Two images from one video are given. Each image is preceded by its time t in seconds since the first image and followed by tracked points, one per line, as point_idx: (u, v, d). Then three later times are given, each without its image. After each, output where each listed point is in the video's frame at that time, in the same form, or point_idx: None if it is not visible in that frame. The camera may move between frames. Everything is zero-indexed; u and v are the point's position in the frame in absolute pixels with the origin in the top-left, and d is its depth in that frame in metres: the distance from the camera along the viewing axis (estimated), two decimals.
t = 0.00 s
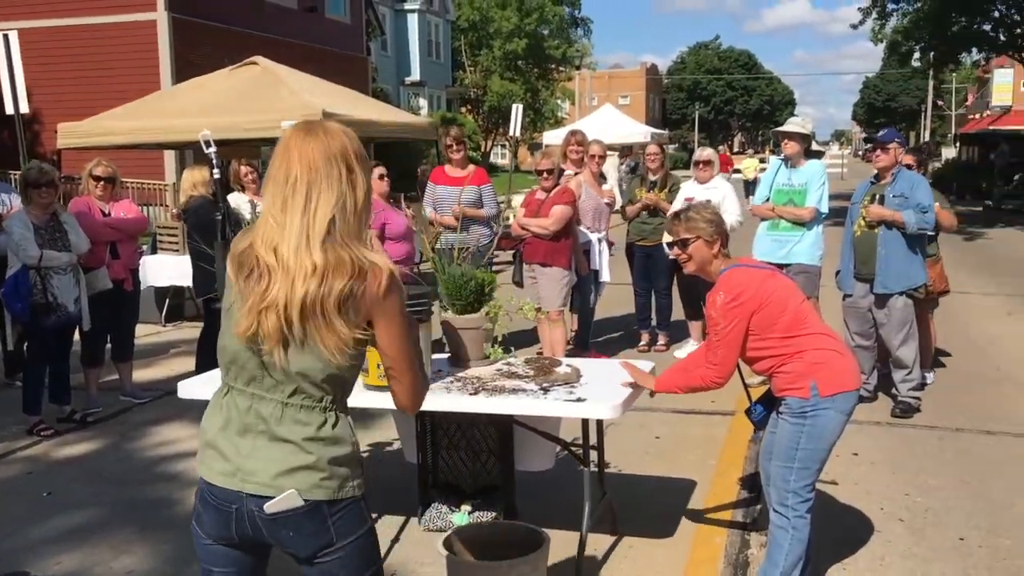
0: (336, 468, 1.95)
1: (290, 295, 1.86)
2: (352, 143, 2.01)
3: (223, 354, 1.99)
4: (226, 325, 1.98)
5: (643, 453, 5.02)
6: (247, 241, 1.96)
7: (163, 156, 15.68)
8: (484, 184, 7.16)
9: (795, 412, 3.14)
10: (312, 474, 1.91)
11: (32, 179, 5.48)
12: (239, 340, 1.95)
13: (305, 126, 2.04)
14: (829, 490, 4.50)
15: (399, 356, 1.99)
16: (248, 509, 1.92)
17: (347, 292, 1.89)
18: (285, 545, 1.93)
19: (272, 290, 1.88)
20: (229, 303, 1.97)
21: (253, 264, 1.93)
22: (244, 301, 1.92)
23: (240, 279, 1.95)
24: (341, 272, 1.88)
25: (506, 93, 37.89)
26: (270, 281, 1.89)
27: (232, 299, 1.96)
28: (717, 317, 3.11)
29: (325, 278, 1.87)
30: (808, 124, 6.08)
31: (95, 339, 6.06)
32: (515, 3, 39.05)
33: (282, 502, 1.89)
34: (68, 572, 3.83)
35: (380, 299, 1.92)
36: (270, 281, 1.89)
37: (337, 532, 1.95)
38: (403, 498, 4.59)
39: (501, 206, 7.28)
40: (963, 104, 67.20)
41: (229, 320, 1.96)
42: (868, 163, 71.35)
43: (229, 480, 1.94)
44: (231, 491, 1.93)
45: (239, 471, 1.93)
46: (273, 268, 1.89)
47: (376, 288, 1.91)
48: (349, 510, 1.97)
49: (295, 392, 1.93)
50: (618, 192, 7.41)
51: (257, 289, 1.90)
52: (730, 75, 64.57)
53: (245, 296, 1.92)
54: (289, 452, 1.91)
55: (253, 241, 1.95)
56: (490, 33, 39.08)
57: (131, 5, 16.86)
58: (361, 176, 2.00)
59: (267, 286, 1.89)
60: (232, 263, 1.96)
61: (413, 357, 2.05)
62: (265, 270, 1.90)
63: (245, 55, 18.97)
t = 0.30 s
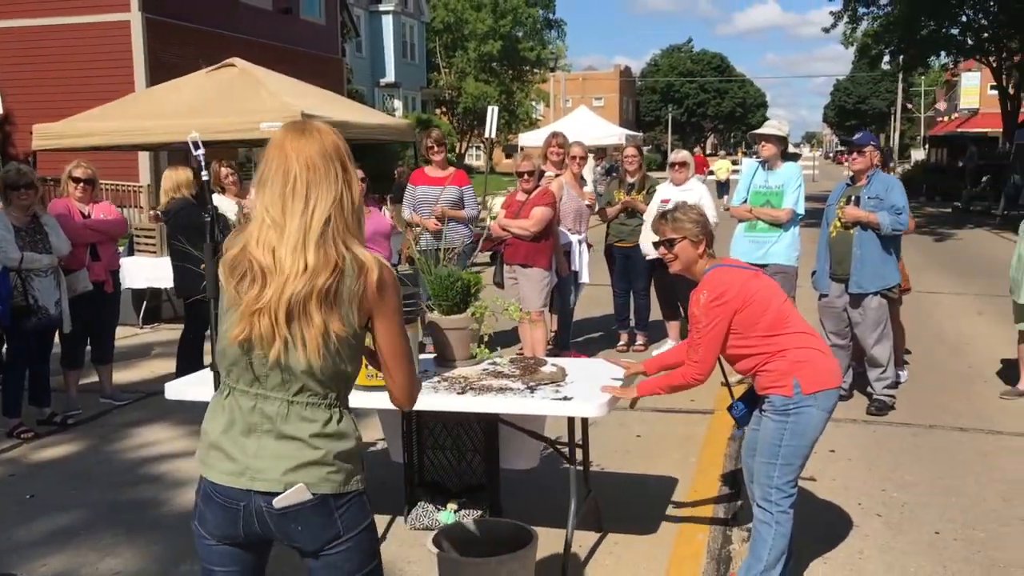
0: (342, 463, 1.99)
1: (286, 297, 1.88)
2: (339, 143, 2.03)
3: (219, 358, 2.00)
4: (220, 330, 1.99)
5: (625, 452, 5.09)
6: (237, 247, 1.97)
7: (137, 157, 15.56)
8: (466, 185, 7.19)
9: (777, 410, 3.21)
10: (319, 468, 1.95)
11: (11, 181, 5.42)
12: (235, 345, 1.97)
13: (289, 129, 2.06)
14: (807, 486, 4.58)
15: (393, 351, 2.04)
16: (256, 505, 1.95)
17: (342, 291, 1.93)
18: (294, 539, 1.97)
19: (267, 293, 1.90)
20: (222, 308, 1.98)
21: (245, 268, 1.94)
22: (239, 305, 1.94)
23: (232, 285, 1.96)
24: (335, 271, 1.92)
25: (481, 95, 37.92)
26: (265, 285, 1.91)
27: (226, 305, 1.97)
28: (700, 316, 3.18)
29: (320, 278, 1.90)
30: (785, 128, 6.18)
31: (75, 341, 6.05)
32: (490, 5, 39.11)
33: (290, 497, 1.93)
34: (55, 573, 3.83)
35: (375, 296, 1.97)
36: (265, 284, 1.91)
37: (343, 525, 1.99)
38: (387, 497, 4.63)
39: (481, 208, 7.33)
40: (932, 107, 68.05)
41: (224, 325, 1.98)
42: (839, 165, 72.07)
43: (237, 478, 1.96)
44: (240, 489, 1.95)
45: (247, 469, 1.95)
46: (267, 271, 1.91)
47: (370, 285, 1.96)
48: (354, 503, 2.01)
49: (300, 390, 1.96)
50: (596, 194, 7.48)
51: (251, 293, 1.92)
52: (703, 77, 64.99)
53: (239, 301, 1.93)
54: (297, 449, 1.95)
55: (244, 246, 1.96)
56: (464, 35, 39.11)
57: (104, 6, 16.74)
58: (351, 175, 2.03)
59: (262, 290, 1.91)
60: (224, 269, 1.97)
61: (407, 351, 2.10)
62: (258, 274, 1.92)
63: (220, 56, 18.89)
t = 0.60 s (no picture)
0: (366, 450, 2.28)
1: (320, 293, 2.10)
2: (361, 148, 2.24)
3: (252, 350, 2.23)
4: (253, 322, 2.20)
5: (613, 450, 5.14)
6: (270, 243, 2.17)
7: (115, 159, 15.43)
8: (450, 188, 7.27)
9: (766, 408, 3.27)
10: (349, 460, 2.24)
11: None
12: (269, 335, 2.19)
13: (315, 133, 2.26)
14: (792, 484, 4.65)
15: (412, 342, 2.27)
16: (289, 500, 2.21)
17: (370, 287, 2.15)
18: (325, 531, 2.24)
19: (301, 289, 2.11)
20: (256, 301, 2.20)
21: (279, 263, 2.15)
22: (273, 299, 2.15)
23: (266, 279, 2.16)
24: (364, 269, 2.13)
25: (460, 97, 37.85)
26: (299, 280, 2.12)
27: (260, 299, 2.18)
28: (691, 316, 3.23)
29: (351, 276, 2.11)
30: (767, 130, 6.26)
31: (60, 344, 6.02)
32: (469, 8, 39.10)
33: (323, 490, 2.20)
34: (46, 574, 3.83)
35: (398, 292, 2.20)
36: (298, 279, 2.12)
37: (371, 516, 2.29)
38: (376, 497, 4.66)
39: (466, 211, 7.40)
40: (907, 110, 68.69)
41: (259, 317, 2.19)
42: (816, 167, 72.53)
43: (269, 474, 2.22)
44: (273, 485, 2.21)
45: (280, 464, 2.21)
46: (300, 268, 2.12)
47: (394, 282, 2.18)
48: (379, 496, 2.32)
49: (326, 385, 2.23)
50: (579, 197, 7.53)
51: (286, 287, 2.13)
52: (681, 80, 65.25)
53: (274, 296, 2.14)
54: (327, 439, 2.22)
55: (277, 242, 2.16)
56: (443, 37, 39.06)
57: (81, 6, 16.59)
58: (373, 179, 2.24)
59: (296, 285, 2.12)
60: (257, 264, 2.17)
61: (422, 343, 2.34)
62: (293, 269, 2.13)
63: (198, 58, 18.79)
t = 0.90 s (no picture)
0: (362, 453, 2.25)
1: (321, 291, 2.09)
2: (365, 152, 2.25)
3: (252, 349, 2.21)
4: (254, 321, 2.19)
5: (597, 450, 5.19)
6: (272, 242, 2.17)
7: (88, 162, 15.30)
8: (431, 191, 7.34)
9: (755, 406, 3.34)
10: (345, 461, 2.21)
11: None
12: (269, 334, 2.17)
13: (321, 134, 2.27)
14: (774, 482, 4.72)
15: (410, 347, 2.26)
16: (285, 500, 2.19)
17: (371, 289, 2.15)
18: (321, 532, 2.21)
19: (302, 287, 2.11)
20: (256, 300, 2.18)
21: (281, 261, 2.14)
22: (274, 297, 2.14)
23: (267, 278, 2.16)
24: (365, 269, 2.13)
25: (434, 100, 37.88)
26: (300, 278, 2.11)
27: (260, 297, 2.17)
28: (682, 316, 3.30)
29: (353, 276, 2.11)
30: (746, 133, 6.34)
31: (39, 349, 5.98)
32: (442, 10, 39.14)
33: (319, 491, 2.17)
34: None
35: (398, 295, 2.19)
36: (300, 277, 2.11)
37: (366, 518, 2.26)
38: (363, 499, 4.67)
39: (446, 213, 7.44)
40: (875, 113, 69.58)
41: (259, 316, 2.17)
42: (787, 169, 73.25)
43: (266, 474, 2.19)
44: (269, 485, 2.19)
45: (276, 464, 2.19)
46: (301, 266, 2.12)
47: (394, 285, 2.18)
48: (374, 497, 2.29)
49: (324, 386, 2.21)
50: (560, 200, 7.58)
51: (287, 285, 2.12)
52: (653, 83, 65.67)
53: (275, 294, 2.14)
54: (324, 440, 2.20)
55: (279, 242, 2.16)
56: (417, 39, 39.08)
57: (53, 8, 16.42)
58: (377, 182, 2.25)
59: (297, 283, 2.11)
60: (258, 262, 2.17)
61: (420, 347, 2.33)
62: (295, 267, 2.13)
63: (171, 60, 18.68)
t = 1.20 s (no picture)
0: (363, 455, 2.22)
1: (323, 285, 2.07)
2: (371, 151, 2.24)
3: (254, 347, 2.18)
4: (255, 318, 2.16)
5: (575, 450, 5.24)
6: (277, 237, 2.16)
7: (45, 165, 15.01)
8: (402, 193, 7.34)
9: (739, 404, 3.42)
10: (346, 462, 2.18)
11: None
12: (271, 331, 2.14)
13: (328, 132, 2.26)
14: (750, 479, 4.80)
15: (410, 348, 2.23)
16: (286, 501, 2.16)
17: (372, 286, 2.12)
18: (322, 532, 2.18)
19: (305, 281, 2.09)
20: (259, 298, 2.16)
21: (285, 256, 2.13)
22: (277, 293, 2.11)
23: (271, 272, 2.14)
24: (367, 265, 2.11)
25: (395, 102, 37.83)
26: (303, 272, 2.09)
27: (263, 294, 2.14)
28: (668, 316, 3.36)
29: (355, 271, 2.09)
30: (717, 136, 6.44)
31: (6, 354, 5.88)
32: (403, 13, 39.07)
33: (321, 491, 2.14)
34: None
35: (399, 294, 2.17)
36: (302, 272, 2.09)
37: (367, 518, 2.23)
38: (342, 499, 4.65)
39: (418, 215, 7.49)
40: (830, 117, 70.74)
41: (261, 312, 2.15)
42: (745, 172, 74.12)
43: (267, 476, 2.16)
44: (269, 487, 2.16)
45: (278, 466, 2.15)
46: (305, 260, 2.10)
47: (395, 284, 2.15)
48: (374, 497, 2.25)
49: (325, 387, 2.17)
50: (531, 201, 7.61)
51: (290, 279, 2.10)
52: (612, 87, 66.12)
53: (278, 289, 2.12)
54: (324, 441, 2.16)
55: (283, 238, 2.14)
56: (377, 41, 38.99)
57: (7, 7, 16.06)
58: (381, 181, 2.23)
59: (299, 277, 2.10)
60: (262, 257, 2.15)
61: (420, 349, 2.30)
62: (298, 262, 2.11)
63: (129, 62, 18.43)
